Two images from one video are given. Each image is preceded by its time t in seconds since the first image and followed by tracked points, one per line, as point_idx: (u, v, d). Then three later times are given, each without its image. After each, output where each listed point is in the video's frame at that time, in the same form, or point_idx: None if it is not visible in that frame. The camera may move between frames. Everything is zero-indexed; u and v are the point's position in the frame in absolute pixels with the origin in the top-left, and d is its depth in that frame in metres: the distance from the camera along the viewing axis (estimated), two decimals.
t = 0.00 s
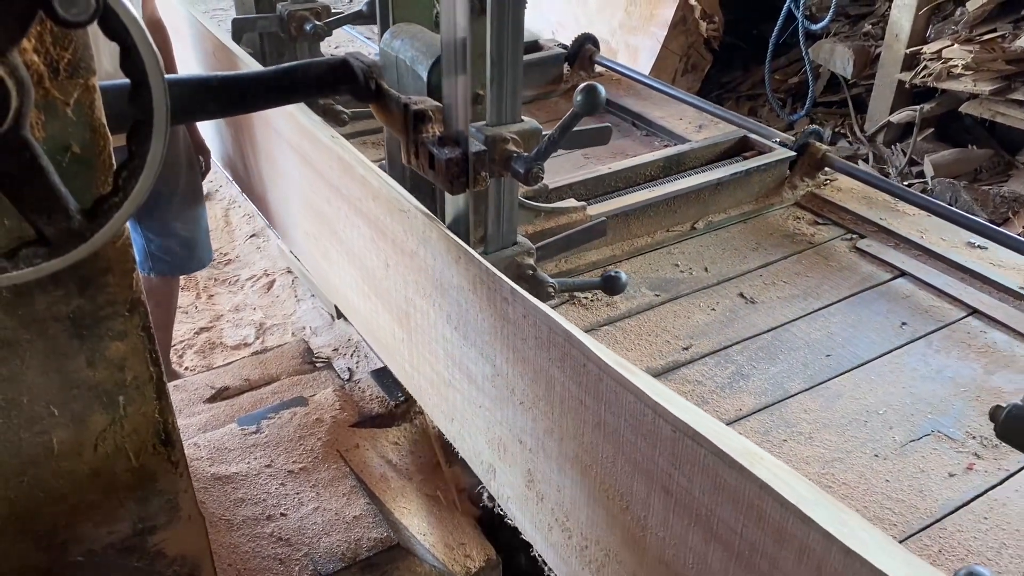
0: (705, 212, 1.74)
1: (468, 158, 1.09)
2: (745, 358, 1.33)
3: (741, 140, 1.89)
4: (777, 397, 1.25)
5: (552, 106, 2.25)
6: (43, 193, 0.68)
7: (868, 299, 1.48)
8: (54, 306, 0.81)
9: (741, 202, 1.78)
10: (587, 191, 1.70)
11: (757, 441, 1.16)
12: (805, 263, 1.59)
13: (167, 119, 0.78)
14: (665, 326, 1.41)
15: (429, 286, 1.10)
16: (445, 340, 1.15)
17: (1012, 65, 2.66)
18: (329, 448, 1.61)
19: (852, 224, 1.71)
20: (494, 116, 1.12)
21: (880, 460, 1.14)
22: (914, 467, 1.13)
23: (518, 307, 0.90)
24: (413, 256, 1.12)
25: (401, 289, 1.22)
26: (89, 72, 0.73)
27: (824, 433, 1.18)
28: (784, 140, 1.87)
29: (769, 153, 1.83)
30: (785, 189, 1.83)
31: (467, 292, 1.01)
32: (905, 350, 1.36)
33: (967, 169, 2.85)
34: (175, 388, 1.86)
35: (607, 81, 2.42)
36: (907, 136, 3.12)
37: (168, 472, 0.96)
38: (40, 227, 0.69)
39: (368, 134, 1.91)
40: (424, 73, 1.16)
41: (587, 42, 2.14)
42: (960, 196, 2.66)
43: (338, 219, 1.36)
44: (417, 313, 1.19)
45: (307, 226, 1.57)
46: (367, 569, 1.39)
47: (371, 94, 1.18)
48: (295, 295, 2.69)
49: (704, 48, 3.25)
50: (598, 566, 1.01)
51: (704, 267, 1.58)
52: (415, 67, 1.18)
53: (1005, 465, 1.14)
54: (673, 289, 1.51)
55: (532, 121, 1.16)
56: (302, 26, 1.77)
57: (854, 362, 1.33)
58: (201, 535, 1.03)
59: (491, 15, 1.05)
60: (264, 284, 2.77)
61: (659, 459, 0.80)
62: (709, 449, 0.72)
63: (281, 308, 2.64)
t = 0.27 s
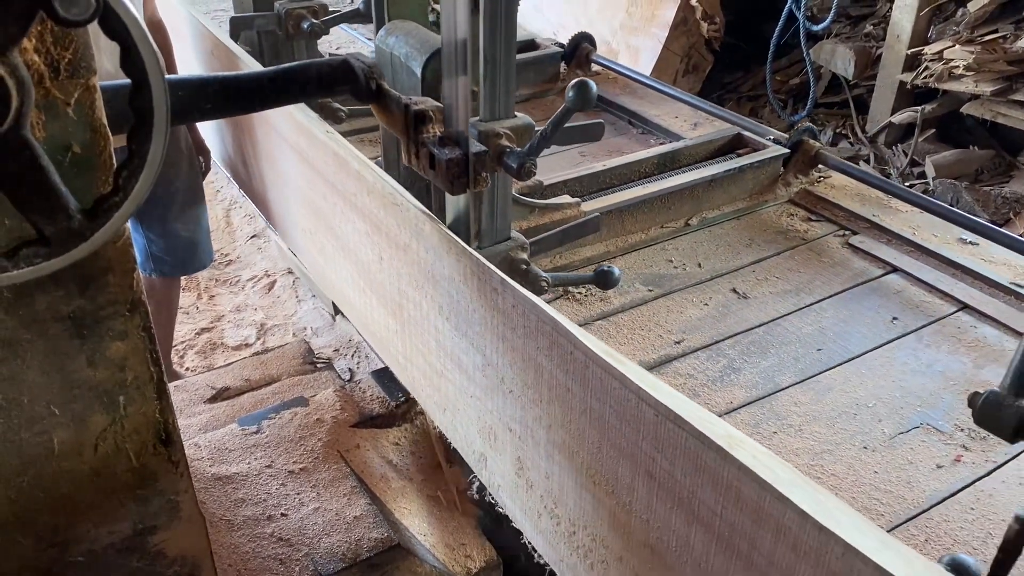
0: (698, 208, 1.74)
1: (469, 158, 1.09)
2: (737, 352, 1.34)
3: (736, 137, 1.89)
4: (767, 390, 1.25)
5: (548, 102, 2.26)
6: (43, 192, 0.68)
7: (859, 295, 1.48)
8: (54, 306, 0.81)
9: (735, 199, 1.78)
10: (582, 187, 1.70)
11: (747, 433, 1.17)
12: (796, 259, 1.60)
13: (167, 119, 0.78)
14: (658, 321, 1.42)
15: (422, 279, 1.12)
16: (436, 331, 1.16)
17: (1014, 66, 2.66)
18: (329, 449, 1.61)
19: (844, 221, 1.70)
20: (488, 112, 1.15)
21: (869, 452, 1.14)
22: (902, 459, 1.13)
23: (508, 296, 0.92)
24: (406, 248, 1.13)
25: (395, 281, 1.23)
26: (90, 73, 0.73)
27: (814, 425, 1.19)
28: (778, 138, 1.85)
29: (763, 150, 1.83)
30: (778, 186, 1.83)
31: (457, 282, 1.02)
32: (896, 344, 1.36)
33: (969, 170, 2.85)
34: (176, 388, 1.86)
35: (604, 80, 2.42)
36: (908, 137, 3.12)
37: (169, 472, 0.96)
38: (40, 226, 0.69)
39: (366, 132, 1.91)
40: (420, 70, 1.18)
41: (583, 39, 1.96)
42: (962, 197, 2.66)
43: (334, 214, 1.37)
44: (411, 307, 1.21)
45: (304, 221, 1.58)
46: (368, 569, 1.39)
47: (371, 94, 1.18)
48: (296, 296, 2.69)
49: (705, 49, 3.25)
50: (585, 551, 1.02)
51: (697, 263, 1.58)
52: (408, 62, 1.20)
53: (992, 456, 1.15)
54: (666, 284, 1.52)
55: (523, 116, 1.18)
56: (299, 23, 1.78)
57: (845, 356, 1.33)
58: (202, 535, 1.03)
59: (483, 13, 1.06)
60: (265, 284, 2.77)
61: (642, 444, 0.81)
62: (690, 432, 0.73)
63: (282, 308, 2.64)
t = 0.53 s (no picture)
0: (692, 204, 1.73)
1: (471, 160, 1.09)
2: (729, 346, 1.34)
3: (730, 134, 1.90)
4: (756, 382, 1.25)
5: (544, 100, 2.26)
6: (43, 191, 0.68)
7: (852, 291, 1.48)
8: (55, 305, 0.81)
9: (729, 195, 1.77)
10: (576, 183, 1.69)
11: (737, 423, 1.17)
12: (789, 254, 1.60)
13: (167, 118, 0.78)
14: (650, 316, 1.42)
15: (417, 272, 1.15)
16: (431, 323, 1.20)
17: (1016, 67, 2.66)
18: (330, 449, 1.61)
19: (837, 217, 1.71)
20: (481, 106, 1.13)
21: (857, 443, 1.14)
22: (890, 450, 1.13)
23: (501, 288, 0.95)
24: (402, 242, 1.16)
25: (391, 274, 1.26)
26: (90, 72, 0.73)
27: (804, 417, 1.18)
28: (773, 135, 1.87)
29: (757, 147, 1.84)
30: (771, 182, 1.83)
31: (450, 274, 1.06)
32: (888, 337, 1.36)
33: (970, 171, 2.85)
34: (177, 388, 1.85)
35: (600, 78, 2.42)
36: (911, 137, 3.12)
37: (169, 472, 0.96)
38: (40, 225, 0.69)
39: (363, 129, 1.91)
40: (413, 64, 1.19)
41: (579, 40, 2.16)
42: (964, 198, 2.64)
43: (332, 208, 1.39)
44: (406, 300, 1.24)
45: (303, 214, 1.59)
46: (369, 569, 1.40)
47: (373, 94, 1.18)
48: (297, 296, 2.69)
49: (706, 49, 3.25)
50: (573, 536, 1.05)
51: (691, 258, 1.59)
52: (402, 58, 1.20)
53: (979, 448, 1.15)
54: (660, 279, 1.52)
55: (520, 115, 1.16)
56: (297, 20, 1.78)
57: (836, 349, 1.33)
58: (202, 536, 1.02)
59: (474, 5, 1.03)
60: (266, 284, 2.77)
61: (627, 429, 0.84)
62: (671, 414, 0.76)
63: (283, 308, 2.64)
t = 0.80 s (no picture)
0: (686, 200, 1.73)
1: (474, 159, 1.10)
2: (721, 338, 1.34)
3: (725, 131, 1.90)
4: (747, 373, 1.26)
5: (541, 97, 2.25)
6: (48, 190, 0.68)
7: (845, 285, 1.48)
8: (60, 305, 0.81)
9: (723, 190, 1.77)
10: (571, 178, 1.70)
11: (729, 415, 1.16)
12: (782, 248, 1.59)
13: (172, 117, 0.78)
14: (643, 310, 1.42)
15: (411, 262, 1.17)
16: (424, 311, 1.21)
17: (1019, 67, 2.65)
18: (333, 449, 1.61)
19: (831, 213, 1.70)
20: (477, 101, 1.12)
21: (846, 433, 1.14)
22: (877, 440, 1.13)
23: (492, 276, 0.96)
24: (397, 233, 1.18)
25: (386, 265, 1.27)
26: (95, 71, 0.73)
27: (795, 408, 1.19)
28: (767, 131, 1.86)
29: (751, 143, 1.83)
30: (765, 179, 1.82)
31: (442, 262, 1.07)
32: (880, 330, 1.36)
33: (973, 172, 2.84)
34: (180, 387, 1.85)
35: (596, 75, 2.41)
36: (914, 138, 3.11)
37: (173, 472, 0.96)
38: (46, 224, 0.69)
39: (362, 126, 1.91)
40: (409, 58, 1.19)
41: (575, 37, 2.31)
42: (967, 198, 2.64)
43: (331, 202, 1.40)
44: (402, 291, 1.26)
45: (302, 208, 1.60)
46: (371, 569, 1.39)
47: (377, 94, 1.17)
48: (300, 296, 2.69)
49: (709, 49, 3.25)
50: (562, 519, 1.06)
51: (684, 253, 1.58)
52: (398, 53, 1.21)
53: (967, 439, 1.14)
54: (653, 274, 1.52)
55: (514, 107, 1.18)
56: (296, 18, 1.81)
57: (828, 342, 1.33)
58: (205, 535, 1.02)
59: None
60: (268, 284, 2.76)
61: (613, 411, 0.85)
62: (653, 395, 0.77)
63: (285, 308, 2.64)
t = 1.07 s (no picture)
0: (681, 196, 1.73)
1: (479, 159, 1.09)
2: (713, 331, 1.35)
3: (719, 128, 1.88)
4: (738, 365, 1.27)
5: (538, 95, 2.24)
6: (56, 191, 0.68)
7: (835, 279, 1.48)
8: (65, 305, 0.81)
9: (717, 186, 1.77)
10: (569, 172, 1.69)
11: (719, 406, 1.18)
12: (776, 244, 1.59)
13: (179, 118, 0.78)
14: (636, 303, 1.43)
15: (406, 253, 1.18)
16: (418, 301, 1.23)
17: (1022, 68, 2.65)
18: (336, 448, 1.61)
19: (824, 209, 1.70)
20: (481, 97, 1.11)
21: (835, 424, 1.15)
22: (866, 431, 1.14)
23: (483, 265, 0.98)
24: (392, 225, 1.20)
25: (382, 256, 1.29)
26: (102, 71, 0.73)
27: (785, 399, 1.20)
28: (760, 129, 1.86)
29: (745, 140, 1.83)
30: (759, 175, 1.82)
31: (435, 251, 1.09)
32: (873, 323, 1.37)
33: (976, 173, 2.84)
34: (183, 387, 1.85)
35: (594, 74, 2.41)
36: (917, 138, 3.11)
37: (177, 471, 0.96)
38: (54, 225, 0.69)
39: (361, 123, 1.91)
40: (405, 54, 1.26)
41: (575, 34, 2.32)
42: (970, 199, 2.64)
43: (331, 196, 1.42)
44: (396, 282, 1.27)
45: (302, 202, 1.61)
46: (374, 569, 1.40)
47: (381, 95, 1.17)
48: (302, 295, 2.69)
49: (712, 49, 3.25)
50: (552, 504, 1.08)
51: (678, 247, 1.59)
52: (395, 48, 1.28)
53: (954, 431, 1.15)
54: (647, 268, 1.52)
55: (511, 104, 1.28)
56: (295, 14, 1.82)
57: (818, 335, 1.34)
58: (209, 535, 1.02)
59: None
60: (271, 284, 2.76)
61: (599, 394, 0.87)
62: (637, 377, 0.80)
63: (287, 308, 2.64)
